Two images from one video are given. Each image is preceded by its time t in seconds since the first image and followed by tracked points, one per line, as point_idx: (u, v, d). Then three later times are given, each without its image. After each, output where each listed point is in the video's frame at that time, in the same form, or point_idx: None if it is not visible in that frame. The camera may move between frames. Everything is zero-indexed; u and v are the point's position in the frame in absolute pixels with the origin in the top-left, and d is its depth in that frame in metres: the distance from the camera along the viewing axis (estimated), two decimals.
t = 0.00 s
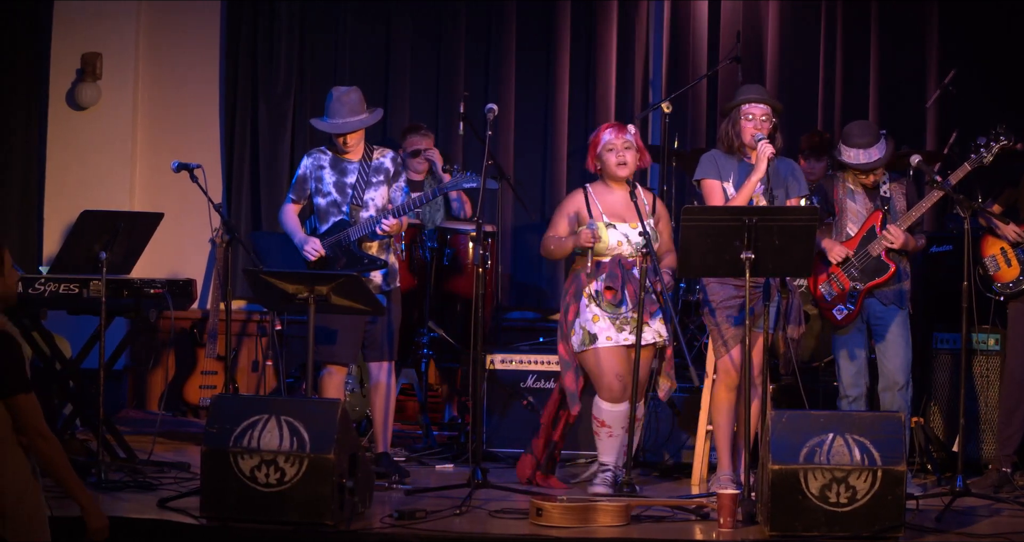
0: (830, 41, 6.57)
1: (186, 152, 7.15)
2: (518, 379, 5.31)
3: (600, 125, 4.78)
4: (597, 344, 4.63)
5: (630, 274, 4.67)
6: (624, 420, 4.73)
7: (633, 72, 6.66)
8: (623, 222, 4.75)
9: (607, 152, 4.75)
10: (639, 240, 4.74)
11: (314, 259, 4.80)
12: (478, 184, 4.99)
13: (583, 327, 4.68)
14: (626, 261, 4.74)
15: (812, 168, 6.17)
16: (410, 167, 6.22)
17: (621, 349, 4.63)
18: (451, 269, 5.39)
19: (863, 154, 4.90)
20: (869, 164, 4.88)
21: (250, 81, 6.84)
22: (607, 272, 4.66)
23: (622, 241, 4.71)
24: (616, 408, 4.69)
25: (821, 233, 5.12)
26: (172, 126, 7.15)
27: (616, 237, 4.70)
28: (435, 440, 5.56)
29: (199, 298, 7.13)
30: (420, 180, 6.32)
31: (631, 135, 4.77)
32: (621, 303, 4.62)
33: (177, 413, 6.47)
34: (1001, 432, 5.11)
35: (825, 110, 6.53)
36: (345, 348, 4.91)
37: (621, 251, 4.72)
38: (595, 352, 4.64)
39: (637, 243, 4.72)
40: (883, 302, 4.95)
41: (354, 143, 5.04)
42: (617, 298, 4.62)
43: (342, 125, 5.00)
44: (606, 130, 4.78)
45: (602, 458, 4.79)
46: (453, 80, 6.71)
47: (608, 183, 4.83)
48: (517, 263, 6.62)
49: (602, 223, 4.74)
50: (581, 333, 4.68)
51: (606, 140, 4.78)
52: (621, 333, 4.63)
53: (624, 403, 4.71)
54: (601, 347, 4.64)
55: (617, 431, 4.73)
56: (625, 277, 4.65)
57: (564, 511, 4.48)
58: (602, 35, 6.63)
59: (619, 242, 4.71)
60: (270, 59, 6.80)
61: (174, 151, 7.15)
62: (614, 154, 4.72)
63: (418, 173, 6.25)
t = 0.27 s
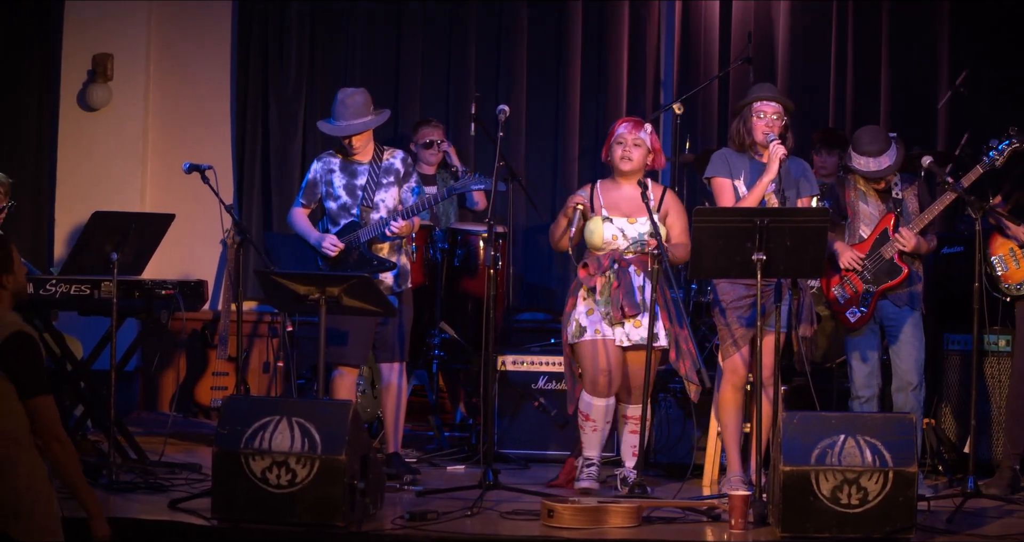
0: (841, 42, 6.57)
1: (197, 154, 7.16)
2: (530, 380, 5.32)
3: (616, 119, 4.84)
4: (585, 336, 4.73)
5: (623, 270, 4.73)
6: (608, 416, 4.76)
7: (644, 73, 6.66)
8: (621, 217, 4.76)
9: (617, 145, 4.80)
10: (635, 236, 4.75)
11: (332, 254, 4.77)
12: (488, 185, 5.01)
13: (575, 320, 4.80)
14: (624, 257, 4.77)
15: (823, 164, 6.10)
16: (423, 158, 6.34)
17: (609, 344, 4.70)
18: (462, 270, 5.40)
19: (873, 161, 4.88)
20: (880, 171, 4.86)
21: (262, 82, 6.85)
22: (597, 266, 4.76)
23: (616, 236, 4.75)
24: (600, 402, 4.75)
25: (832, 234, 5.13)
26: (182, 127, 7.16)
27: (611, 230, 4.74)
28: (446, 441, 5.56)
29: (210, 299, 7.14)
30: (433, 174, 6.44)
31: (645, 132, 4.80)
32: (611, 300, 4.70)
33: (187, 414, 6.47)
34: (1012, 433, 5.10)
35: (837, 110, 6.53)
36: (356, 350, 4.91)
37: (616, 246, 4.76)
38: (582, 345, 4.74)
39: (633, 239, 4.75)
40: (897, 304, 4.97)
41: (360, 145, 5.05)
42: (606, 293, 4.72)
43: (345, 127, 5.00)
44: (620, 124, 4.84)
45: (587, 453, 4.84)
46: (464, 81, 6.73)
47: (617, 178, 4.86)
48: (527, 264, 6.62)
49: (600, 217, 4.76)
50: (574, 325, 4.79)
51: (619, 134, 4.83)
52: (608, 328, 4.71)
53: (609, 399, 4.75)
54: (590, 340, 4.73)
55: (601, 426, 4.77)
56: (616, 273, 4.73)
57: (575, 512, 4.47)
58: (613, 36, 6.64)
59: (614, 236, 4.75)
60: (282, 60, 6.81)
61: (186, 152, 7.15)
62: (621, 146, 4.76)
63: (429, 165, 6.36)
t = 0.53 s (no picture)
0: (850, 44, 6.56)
1: (206, 155, 7.17)
2: (537, 384, 5.35)
3: (605, 122, 4.91)
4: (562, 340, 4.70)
5: (600, 273, 4.70)
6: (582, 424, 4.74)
7: (653, 75, 6.66)
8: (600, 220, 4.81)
9: (602, 148, 4.85)
10: (612, 237, 4.75)
11: (342, 255, 4.78)
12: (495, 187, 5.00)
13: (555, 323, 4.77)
14: (603, 259, 4.78)
15: (831, 166, 6.13)
16: (435, 158, 6.31)
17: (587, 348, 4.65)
18: (471, 273, 5.41)
19: (882, 161, 4.88)
20: (888, 171, 4.87)
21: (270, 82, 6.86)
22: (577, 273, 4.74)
23: (593, 238, 4.77)
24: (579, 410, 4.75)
25: (841, 236, 5.13)
26: (191, 128, 7.17)
27: (587, 232, 4.78)
28: (454, 443, 5.57)
29: (220, 300, 7.15)
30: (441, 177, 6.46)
31: (631, 137, 4.84)
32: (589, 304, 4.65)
33: (197, 415, 6.50)
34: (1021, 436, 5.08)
35: (846, 112, 6.53)
36: (364, 351, 4.91)
37: (594, 248, 4.78)
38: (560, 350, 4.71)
39: (610, 240, 4.75)
40: (905, 306, 4.98)
41: (368, 145, 5.02)
42: (585, 298, 4.67)
43: (353, 127, 4.97)
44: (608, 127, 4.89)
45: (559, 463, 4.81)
46: (473, 83, 6.74)
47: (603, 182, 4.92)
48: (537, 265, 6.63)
49: (580, 222, 4.86)
50: (553, 329, 4.76)
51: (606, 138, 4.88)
52: (586, 332, 4.65)
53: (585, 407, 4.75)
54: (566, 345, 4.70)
55: (574, 436, 4.75)
56: (592, 276, 4.70)
57: (583, 515, 4.43)
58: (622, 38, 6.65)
59: (591, 238, 4.78)
60: (291, 61, 6.82)
61: (194, 153, 7.17)
62: (607, 149, 4.82)
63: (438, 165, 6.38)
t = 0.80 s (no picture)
0: (861, 46, 6.57)
1: (217, 156, 7.18)
2: (549, 385, 5.44)
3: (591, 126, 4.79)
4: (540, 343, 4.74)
5: (582, 275, 4.67)
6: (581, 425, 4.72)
7: (664, 77, 6.67)
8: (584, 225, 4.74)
9: (590, 153, 4.74)
10: (598, 242, 4.67)
11: (353, 256, 4.78)
12: (507, 190, 5.01)
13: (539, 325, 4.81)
14: (588, 262, 4.72)
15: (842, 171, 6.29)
16: (445, 167, 6.41)
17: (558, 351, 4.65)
18: (483, 275, 5.48)
19: (895, 163, 4.90)
20: (901, 174, 4.88)
21: (281, 83, 6.86)
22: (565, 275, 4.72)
23: (578, 244, 4.69)
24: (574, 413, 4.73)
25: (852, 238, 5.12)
26: (202, 130, 7.18)
27: (571, 237, 4.71)
28: (466, 446, 5.58)
29: (231, 302, 7.13)
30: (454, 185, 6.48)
31: (618, 142, 4.74)
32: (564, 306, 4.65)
33: (208, 418, 6.53)
34: None
35: (857, 115, 6.53)
36: (376, 354, 4.91)
37: (580, 251, 4.71)
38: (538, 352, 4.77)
39: (594, 244, 4.67)
40: (916, 309, 4.98)
41: (383, 146, 5.01)
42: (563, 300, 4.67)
43: (369, 128, 4.99)
44: (595, 131, 4.76)
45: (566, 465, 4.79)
46: (484, 85, 6.75)
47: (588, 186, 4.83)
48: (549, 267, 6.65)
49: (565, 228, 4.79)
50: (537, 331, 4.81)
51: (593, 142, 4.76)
52: (555, 334, 4.64)
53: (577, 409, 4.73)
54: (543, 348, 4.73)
55: (577, 440, 4.72)
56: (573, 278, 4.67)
57: (595, 518, 4.36)
58: (634, 40, 6.66)
59: (575, 242, 4.70)
60: (302, 62, 6.82)
61: (206, 155, 7.17)
62: (594, 155, 4.71)
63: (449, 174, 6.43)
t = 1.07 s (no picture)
0: (868, 47, 6.58)
1: (224, 157, 7.19)
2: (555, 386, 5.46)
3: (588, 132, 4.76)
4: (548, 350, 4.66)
5: (595, 285, 4.62)
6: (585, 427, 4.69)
7: (671, 78, 6.68)
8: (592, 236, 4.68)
9: (591, 161, 4.70)
10: (610, 252, 4.63)
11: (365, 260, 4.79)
12: (515, 190, 5.04)
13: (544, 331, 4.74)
14: (599, 271, 4.66)
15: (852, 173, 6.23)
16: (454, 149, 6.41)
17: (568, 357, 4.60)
18: (490, 276, 5.52)
19: (903, 166, 4.91)
20: (908, 176, 4.89)
21: (288, 84, 6.87)
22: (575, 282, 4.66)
23: (591, 254, 4.64)
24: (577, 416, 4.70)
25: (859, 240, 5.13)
26: (209, 131, 7.19)
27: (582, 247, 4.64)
28: (473, 447, 5.58)
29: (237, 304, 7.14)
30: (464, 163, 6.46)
31: (618, 148, 4.73)
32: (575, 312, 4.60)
33: (215, 419, 6.57)
34: None
35: (864, 116, 6.54)
36: (383, 355, 4.92)
37: (591, 261, 4.65)
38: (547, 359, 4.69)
39: (607, 254, 4.63)
40: (923, 311, 4.98)
41: (391, 146, 5.04)
42: (574, 308, 4.61)
43: (378, 127, 5.00)
44: (594, 138, 4.74)
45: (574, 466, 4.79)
46: (491, 86, 6.76)
47: (586, 193, 4.80)
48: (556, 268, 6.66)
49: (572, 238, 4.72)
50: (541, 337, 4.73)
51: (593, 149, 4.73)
52: (565, 342, 4.59)
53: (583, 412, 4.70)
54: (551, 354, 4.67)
55: (582, 442, 4.71)
56: (587, 287, 4.62)
57: (601, 519, 4.32)
58: (641, 41, 6.67)
59: (585, 252, 4.65)
60: (309, 63, 6.83)
61: (213, 156, 7.19)
62: (598, 163, 4.67)
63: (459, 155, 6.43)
